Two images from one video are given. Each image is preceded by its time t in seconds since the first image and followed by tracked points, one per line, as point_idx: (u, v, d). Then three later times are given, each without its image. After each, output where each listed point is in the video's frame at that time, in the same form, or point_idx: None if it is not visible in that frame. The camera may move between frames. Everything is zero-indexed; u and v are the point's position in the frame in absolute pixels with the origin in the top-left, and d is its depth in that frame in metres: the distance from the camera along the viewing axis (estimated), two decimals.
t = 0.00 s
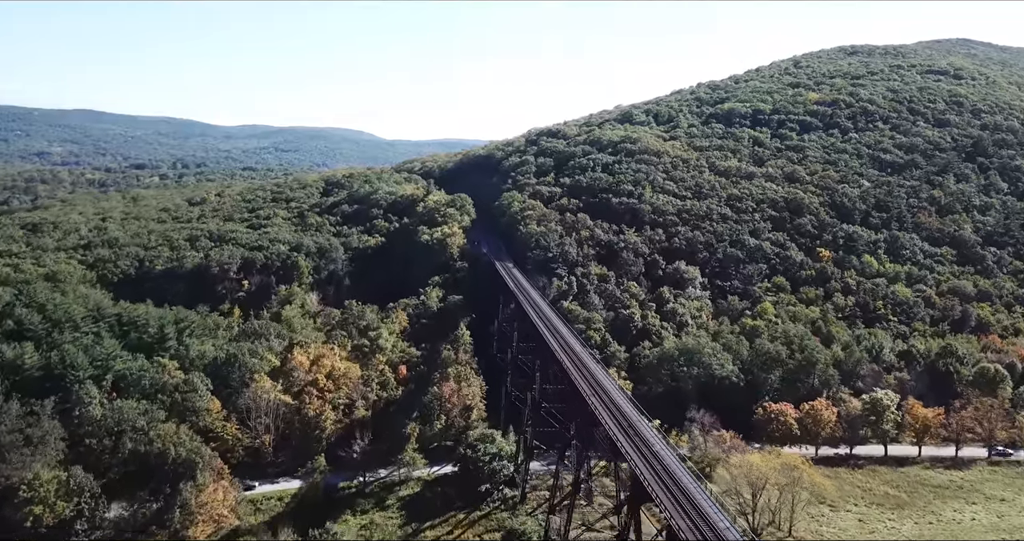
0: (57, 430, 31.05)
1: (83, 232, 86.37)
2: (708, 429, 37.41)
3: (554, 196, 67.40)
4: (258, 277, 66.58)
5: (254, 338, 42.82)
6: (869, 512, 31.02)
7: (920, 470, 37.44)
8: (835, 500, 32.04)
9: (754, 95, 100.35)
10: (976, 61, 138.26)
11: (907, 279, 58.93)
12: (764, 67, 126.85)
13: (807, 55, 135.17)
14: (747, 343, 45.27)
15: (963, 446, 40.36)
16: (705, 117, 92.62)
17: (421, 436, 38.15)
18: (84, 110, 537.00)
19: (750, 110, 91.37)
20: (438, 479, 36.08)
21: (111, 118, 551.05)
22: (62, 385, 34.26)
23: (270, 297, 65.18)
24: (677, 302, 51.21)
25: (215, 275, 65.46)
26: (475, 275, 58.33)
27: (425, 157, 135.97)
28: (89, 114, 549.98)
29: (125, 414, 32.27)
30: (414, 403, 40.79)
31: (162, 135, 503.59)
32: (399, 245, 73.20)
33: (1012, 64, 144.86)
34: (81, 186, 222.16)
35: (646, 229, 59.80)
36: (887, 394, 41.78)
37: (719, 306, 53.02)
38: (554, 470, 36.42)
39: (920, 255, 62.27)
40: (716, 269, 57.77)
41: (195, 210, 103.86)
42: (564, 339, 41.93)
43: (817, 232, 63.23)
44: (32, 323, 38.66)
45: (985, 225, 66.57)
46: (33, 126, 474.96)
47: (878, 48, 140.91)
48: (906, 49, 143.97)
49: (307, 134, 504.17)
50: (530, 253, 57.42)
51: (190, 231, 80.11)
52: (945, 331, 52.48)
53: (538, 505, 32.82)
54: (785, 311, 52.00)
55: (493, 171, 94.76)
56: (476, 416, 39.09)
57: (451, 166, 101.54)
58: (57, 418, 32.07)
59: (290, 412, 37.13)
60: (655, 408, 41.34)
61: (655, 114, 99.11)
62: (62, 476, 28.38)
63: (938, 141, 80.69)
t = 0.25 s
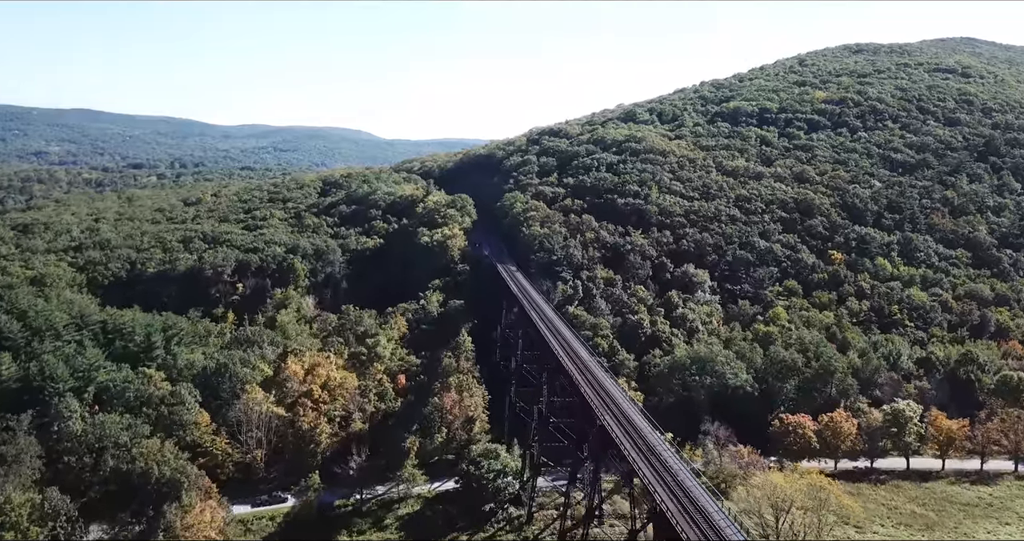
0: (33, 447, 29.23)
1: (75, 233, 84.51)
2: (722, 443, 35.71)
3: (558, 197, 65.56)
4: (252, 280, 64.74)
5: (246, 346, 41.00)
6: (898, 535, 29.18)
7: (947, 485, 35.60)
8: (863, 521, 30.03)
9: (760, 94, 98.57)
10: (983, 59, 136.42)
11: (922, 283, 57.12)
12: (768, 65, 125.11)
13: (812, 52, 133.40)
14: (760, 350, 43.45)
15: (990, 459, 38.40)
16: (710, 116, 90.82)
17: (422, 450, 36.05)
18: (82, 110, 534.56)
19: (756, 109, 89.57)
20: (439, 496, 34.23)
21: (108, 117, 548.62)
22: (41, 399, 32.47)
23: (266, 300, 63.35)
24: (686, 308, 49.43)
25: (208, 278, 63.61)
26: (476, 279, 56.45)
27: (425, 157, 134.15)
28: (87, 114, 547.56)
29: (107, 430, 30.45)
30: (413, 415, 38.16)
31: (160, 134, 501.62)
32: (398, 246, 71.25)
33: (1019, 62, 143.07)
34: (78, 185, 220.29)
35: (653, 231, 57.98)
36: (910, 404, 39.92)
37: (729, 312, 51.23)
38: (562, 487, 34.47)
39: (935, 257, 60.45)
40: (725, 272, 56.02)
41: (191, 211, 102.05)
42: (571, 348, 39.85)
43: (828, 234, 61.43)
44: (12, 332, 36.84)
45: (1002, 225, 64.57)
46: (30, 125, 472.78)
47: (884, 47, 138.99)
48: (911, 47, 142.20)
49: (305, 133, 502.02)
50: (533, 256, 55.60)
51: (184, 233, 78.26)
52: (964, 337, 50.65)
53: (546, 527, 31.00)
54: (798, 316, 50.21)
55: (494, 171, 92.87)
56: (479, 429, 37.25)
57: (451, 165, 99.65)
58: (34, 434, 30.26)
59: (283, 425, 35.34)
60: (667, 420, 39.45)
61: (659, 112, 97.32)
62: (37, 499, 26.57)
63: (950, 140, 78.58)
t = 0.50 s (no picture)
0: (7, 467, 27.39)
1: (66, 235, 82.60)
2: (740, 459, 33.80)
3: (561, 198, 63.69)
4: (247, 284, 62.88)
5: (238, 356, 39.15)
6: None
7: (975, 503, 33.69)
8: None
9: (766, 93, 96.68)
10: (990, 58, 134.43)
11: (939, 287, 55.16)
12: (773, 64, 123.29)
13: (817, 51, 131.55)
14: (775, 359, 41.62)
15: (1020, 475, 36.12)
16: (716, 115, 88.99)
17: (421, 466, 34.01)
18: (79, 110, 532.28)
19: (763, 108, 87.70)
20: (440, 516, 32.39)
21: (106, 117, 546.33)
22: (17, 414, 30.61)
23: (260, 305, 61.44)
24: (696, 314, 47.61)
25: (201, 282, 61.75)
26: (478, 283, 54.60)
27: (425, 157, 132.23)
28: (85, 114, 545.34)
29: (86, 447, 28.59)
30: (413, 430, 36.54)
31: (159, 134, 499.48)
32: (397, 249, 69.33)
33: None
34: (75, 186, 218.27)
35: (661, 234, 56.17)
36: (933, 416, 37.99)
37: (740, 318, 49.39)
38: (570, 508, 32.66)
39: (951, 260, 58.49)
40: (735, 277, 54.23)
41: (186, 212, 100.11)
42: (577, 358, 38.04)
43: (841, 237, 59.57)
44: None
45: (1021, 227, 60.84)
46: (28, 125, 470.64)
47: (889, 45, 137.06)
48: (917, 46, 140.23)
49: (304, 133, 499.91)
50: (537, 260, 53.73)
51: (177, 234, 76.40)
52: (985, 344, 48.72)
53: None
54: (812, 322, 48.38)
55: (495, 171, 90.96)
56: (482, 443, 35.42)
57: (452, 166, 97.77)
58: (8, 452, 28.41)
59: (276, 441, 33.44)
60: (679, 432, 37.72)
61: (663, 111, 95.48)
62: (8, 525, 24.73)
63: (962, 140, 76.03)
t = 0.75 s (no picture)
0: None
1: (57, 236, 80.60)
2: (759, 478, 31.98)
3: (565, 200, 61.82)
4: (241, 288, 60.96)
5: (229, 366, 37.28)
6: None
7: (1008, 524, 31.79)
8: None
9: (772, 92, 94.87)
10: (997, 57, 132.65)
11: (956, 291, 53.23)
12: (777, 63, 121.49)
13: (822, 50, 129.83)
14: (791, 369, 39.79)
15: None
16: (721, 114, 87.20)
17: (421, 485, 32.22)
18: (77, 110, 530.01)
19: (770, 107, 85.84)
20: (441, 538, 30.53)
21: (104, 117, 544.03)
22: None
23: (254, 310, 59.51)
24: (707, 320, 45.85)
25: (194, 286, 59.81)
26: (480, 288, 52.72)
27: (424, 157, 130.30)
28: (83, 113, 543.10)
29: (61, 468, 26.73)
30: (412, 446, 34.61)
31: (157, 134, 497.14)
32: (395, 252, 67.38)
33: None
34: (71, 186, 216.10)
35: (668, 237, 54.34)
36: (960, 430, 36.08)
37: (752, 324, 47.56)
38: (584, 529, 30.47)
39: (968, 263, 56.56)
40: (746, 281, 52.39)
41: (181, 213, 98.15)
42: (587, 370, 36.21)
43: (853, 240, 57.72)
44: None
45: None
46: (25, 125, 468.27)
47: (895, 43, 135.20)
48: (923, 44, 138.48)
49: (303, 133, 497.90)
50: (540, 263, 51.90)
51: (170, 236, 74.45)
52: (1007, 351, 46.84)
53: None
54: (827, 329, 46.56)
55: (496, 172, 89.09)
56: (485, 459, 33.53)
57: (452, 166, 95.86)
58: None
59: (267, 458, 31.52)
60: (693, 446, 36.11)
61: (667, 111, 93.67)
62: None
63: (974, 139, 74.09)
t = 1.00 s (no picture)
0: None
1: (47, 238, 78.63)
2: (778, 499, 30.24)
3: (569, 201, 59.96)
4: (234, 292, 59.01)
5: (218, 378, 35.35)
6: None
7: None
8: None
9: (778, 91, 93.09)
10: (1005, 55, 130.85)
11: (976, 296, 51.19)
12: (782, 62, 119.79)
13: (827, 48, 128.19)
14: (810, 379, 37.90)
15: None
16: (727, 113, 85.40)
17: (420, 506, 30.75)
18: (75, 110, 527.87)
19: (777, 106, 83.99)
20: None
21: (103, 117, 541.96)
22: None
23: (248, 315, 57.56)
24: (718, 327, 44.00)
25: (186, 290, 57.90)
26: (482, 293, 50.87)
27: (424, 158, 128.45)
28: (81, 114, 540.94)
29: (33, 492, 24.71)
30: (412, 463, 32.90)
31: (156, 134, 495.15)
32: (394, 254, 65.29)
33: None
34: (68, 186, 214.23)
35: (677, 239, 52.50)
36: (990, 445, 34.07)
37: (766, 332, 45.70)
38: None
39: (987, 266, 54.52)
40: (757, 286, 50.52)
41: (176, 214, 96.25)
42: (599, 383, 34.23)
43: (868, 242, 55.82)
44: None
45: None
46: (23, 125, 466.22)
47: (901, 43, 133.50)
48: (929, 43, 136.79)
49: (302, 134, 495.83)
50: (544, 268, 50.14)
51: (163, 238, 72.48)
52: None
53: None
54: (844, 337, 44.69)
55: (497, 173, 87.24)
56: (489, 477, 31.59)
57: (452, 166, 94.00)
58: None
59: (258, 478, 29.69)
60: (703, 459, 34.16)
61: (672, 110, 91.84)
62: None
63: (988, 138, 72.25)
